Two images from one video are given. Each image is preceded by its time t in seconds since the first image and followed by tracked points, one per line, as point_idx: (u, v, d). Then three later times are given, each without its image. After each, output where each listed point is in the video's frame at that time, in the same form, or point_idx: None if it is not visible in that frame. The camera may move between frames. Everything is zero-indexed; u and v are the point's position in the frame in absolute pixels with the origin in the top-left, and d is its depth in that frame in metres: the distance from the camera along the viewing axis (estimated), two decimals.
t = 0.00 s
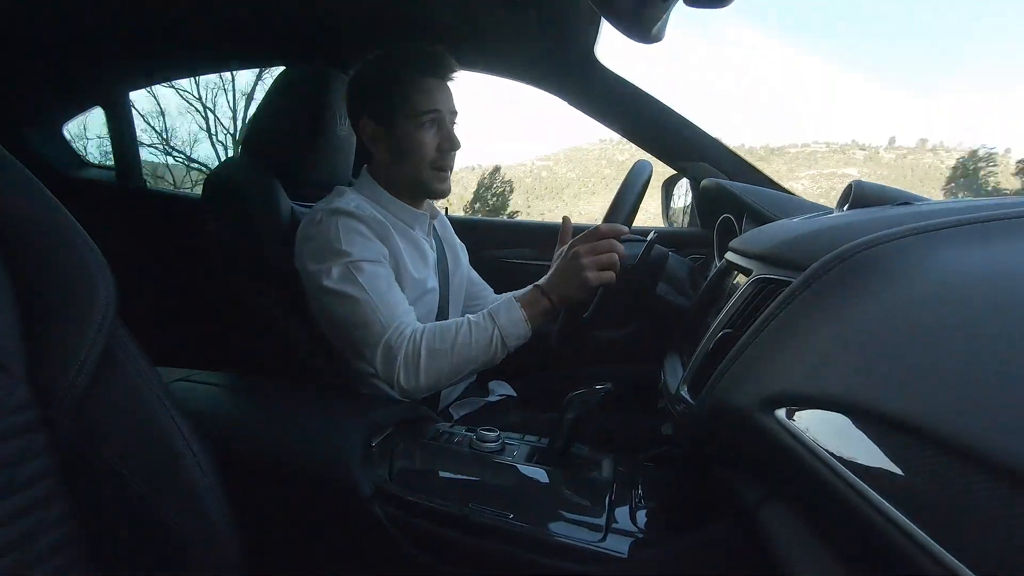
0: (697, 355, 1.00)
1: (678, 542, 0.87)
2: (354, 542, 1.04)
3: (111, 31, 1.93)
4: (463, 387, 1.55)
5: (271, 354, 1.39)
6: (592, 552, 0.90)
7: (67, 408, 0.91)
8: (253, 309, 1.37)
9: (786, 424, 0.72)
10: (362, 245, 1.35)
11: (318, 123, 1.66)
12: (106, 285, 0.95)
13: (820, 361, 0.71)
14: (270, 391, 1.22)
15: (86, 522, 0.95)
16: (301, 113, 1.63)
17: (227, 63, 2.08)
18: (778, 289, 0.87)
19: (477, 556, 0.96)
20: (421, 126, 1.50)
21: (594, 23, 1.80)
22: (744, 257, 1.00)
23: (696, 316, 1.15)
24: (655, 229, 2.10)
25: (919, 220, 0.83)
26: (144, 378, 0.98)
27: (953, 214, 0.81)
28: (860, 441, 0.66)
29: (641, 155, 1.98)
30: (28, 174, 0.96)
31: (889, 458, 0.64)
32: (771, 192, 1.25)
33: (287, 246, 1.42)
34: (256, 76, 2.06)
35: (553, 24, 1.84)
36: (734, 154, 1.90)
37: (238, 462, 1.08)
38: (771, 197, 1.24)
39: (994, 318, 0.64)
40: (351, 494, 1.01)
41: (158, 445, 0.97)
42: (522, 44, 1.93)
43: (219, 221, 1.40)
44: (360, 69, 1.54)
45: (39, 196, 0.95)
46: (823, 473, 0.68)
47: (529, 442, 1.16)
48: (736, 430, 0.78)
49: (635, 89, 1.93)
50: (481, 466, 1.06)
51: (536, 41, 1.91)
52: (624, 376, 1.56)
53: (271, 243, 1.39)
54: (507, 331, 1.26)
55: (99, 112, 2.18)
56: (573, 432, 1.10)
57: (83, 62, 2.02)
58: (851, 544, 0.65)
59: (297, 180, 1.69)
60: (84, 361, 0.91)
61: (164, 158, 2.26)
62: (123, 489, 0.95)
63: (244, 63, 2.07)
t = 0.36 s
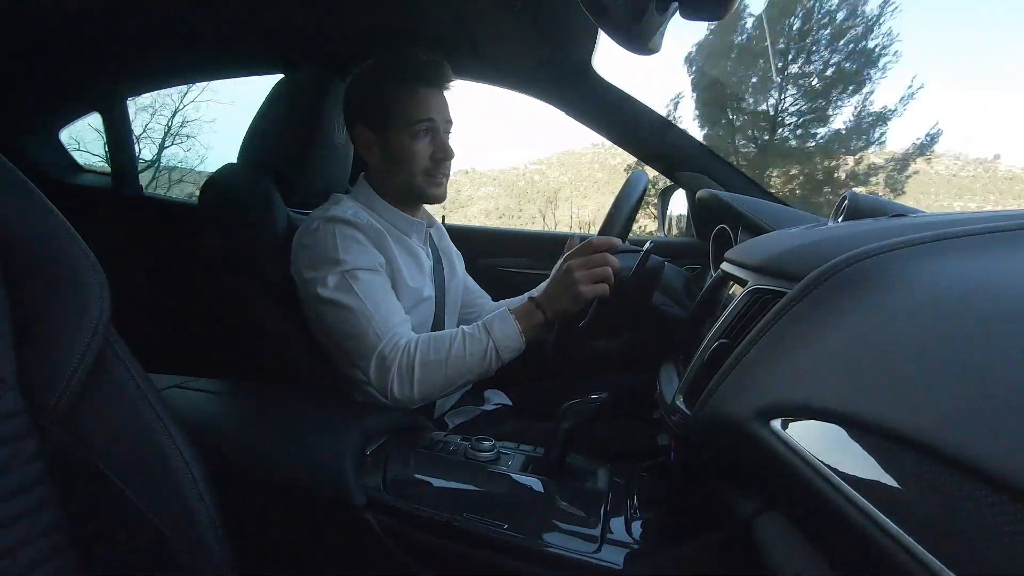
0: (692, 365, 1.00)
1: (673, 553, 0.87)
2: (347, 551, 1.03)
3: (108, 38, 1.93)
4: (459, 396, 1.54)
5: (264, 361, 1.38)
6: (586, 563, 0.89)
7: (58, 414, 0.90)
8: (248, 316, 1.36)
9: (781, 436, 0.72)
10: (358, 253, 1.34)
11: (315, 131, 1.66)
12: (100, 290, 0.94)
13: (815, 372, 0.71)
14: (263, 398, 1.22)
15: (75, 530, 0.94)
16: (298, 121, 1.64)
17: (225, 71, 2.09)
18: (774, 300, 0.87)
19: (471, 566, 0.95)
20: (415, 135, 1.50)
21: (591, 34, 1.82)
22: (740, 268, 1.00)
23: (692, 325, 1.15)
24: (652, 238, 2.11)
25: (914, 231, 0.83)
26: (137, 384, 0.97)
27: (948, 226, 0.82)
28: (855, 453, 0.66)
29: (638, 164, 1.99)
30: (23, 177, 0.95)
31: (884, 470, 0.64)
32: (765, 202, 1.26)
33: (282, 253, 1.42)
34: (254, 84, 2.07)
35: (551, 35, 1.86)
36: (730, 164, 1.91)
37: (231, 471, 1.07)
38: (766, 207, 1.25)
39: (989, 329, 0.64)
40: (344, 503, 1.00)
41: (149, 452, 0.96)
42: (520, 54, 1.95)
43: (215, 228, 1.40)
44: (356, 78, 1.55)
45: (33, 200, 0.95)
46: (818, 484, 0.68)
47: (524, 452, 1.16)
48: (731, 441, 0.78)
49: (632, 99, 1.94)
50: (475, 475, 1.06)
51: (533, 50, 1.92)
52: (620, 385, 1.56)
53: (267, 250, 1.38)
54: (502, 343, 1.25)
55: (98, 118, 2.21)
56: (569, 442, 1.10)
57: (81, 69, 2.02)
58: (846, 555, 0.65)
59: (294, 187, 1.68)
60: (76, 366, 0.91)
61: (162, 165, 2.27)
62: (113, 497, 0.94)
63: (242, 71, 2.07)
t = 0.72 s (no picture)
0: (689, 362, 1.00)
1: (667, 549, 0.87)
2: (343, 546, 1.03)
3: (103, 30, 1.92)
4: (456, 391, 1.55)
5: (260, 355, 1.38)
6: (581, 558, 0.89)
7: (55, 408, 0.90)
8: (244, 311, 1.36)
9: (777, 432, 0.73)
10: (355, 247, 1.34)
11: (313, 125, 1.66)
12: (96, 284, 0.94)
13: (811, 369, 0.71)
14: (260, 393, 1.22)
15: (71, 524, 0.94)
16: (296, 115, 1.63)
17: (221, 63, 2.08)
18: (771, 297, 0.87)
19: (467, 561, 0.96)
20: (412, 126, 1.50)
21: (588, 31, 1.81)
22: (738, 265, 1.00)
23: (690, 322, 1.15)
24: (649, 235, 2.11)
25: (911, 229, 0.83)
26: (133, 378, 0.97)
27: (945, 225, 0.82)
28: (850, 450, 0.66)
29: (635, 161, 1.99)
30: (18, 171, 0.95)
31: (879, 466, 0.64)
32: (763, 200, 1.26)
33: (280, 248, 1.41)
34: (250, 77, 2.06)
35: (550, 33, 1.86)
36: (727, 162, 1.91)
37: (227, 465, 1.07)
38: (764, 205, 1.25)
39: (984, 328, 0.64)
40: (340, 498, 1.00)
41: (146, 446, 0.96)
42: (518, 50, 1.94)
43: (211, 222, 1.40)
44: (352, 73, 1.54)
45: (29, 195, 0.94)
46: (813, 480, 0.68)
47: (521, 447, 1.16)
48: (727, 437, 0.78)
49: (629, 96, 1.94)
50: (471, 470, 1.06)
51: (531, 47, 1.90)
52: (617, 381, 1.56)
53: (263, 244, 1.38)
54: (496, 337, 1.26)
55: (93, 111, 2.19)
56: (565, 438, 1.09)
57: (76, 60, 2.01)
58: (838, 550, 0.66)
59: (291, 181, 1.68)
60: (73, 360, 0.90)
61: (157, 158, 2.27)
62: (109, 491, 0.94)
63: (239, 64, 2.06)
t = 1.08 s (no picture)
0: (686, 366, 1.00)
1: (665, 553, 0.87)
2: (340, 550, 1.03)
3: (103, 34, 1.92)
4: (454, 395, 1.54)
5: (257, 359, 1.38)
6: (580, 562, 0.89)
7: (51, 411, 0.89)
8: (242, 314, 1.36)
9: (775, 435, 0.73)
10: (351, 251, 1.34)
11: (311, 128, 1.66)
12: (93, 285, 0.94)
13: (808, 372, 0.71)
14: (257, 397, 1.21)
15: (68, 529, 0.94)
16: (295, 116, 1.64)
17: (219, 67, 2.08)
18: (769, 300, 0.87)
19: (464, 565, 0.95)
20: (406, 132, 1.50)
21: (585, 35, 1.81)
22: (736, 269, 1.00)
23: (688, 325, 1.15)
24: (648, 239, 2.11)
25: (907, 234, 0.83)
26: (130, 381, 0.97)
27: (941, 229, 0.82)
28: (847, 451, 0.66)
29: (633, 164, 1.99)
30: (15, 173, 0.95)
31: (876, 470, 0.63)
32: (760, 203, 1.26)
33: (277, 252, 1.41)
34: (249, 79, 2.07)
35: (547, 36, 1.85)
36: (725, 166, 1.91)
37: (222, 470, 1.07)
38: (761, 208, 1.25)
39: (979, 330, 0.65)
40: (337, 503, 1.00)
41: (141, 450, 0.95)
42: (513, 54, 1.94)
43: (209, 226, 1.39)
44: (350, 77, 1.55)
45: (26, 197, 0.94)
46: (812, 484, 0.68)
47: (518, 451, 1.16)
48: (724, 440, 0.78)
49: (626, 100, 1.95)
50: (468, 474, 1.05)
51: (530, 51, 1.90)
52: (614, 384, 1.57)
53: (261, 247, 1.38)
54: (487, 336, 1.23)
55: (92, 114, 2.20)
56: (563, 441, 1.09)
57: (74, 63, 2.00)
58: (837, 554, 0.66)
59: (288, 184, 1.68)
60: (70, 362, 0.90)
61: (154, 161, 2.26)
62: (107, 497, 0.94)
63: (237, 67, 2.07)
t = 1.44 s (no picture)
0: (686, 370, 1.00)
1: (665, 557, 0.87)
2: (338, 555, 1.02)
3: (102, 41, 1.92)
4: (453, 400, 1.54)
5: (253, 365, 1.37)
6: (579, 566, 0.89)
7: (48, 416, 0.89)
8: (240, 319, 1.36)
9: (775, 440, 0.73)
10: (347, 256, 1.34)
11: (311, 133, 1.67)
12: (91, 289, 0.94)
13: (806, 375, 0.71)
14: (255, 402, 1.21)
15: (64, 535, 0.94)
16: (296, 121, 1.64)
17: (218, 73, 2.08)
18: (767, 305, 0.87)
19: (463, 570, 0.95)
20: (390, 133, 1.50)
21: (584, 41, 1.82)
22: (735, 273, 1.00)
23: (687, 329, 1.15)
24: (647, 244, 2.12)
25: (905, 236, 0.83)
26: (128, 386, 0.96)
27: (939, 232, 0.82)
28: (847, 456, 0.66)
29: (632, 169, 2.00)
30: (12, 178, 0.95)
31: (874, 472, 0.64)
32: (758, 207, 1.27)
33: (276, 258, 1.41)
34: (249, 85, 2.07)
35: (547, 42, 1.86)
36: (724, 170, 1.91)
37: (220, 475, 1.07)
38: (759, 212, 1.25)
39: (974, 327, 0.64)
40: (335, 507, 1.00)
41: (136, 455, 0.95)
42: (513, 60, 1.95)
43: (208, 231, 1.39)
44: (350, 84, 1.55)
45: (23, 202, 0.94)
46: (812, 489, 0.68)
47: (518, 455, 1.16)
48: (724, 444, 0.78)
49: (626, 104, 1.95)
50: (467, 479, 1.05)
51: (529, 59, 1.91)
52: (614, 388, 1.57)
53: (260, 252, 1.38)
54: (480, 344, 1.21)
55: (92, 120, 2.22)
56: (562, 445, 1.09)
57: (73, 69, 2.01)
58: (837, 559, 0.66)
59: (288, 190, 1.68)
60: (67, 367, 0.90)
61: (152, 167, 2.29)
62: (103, 503, 0.94)
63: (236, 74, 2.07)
